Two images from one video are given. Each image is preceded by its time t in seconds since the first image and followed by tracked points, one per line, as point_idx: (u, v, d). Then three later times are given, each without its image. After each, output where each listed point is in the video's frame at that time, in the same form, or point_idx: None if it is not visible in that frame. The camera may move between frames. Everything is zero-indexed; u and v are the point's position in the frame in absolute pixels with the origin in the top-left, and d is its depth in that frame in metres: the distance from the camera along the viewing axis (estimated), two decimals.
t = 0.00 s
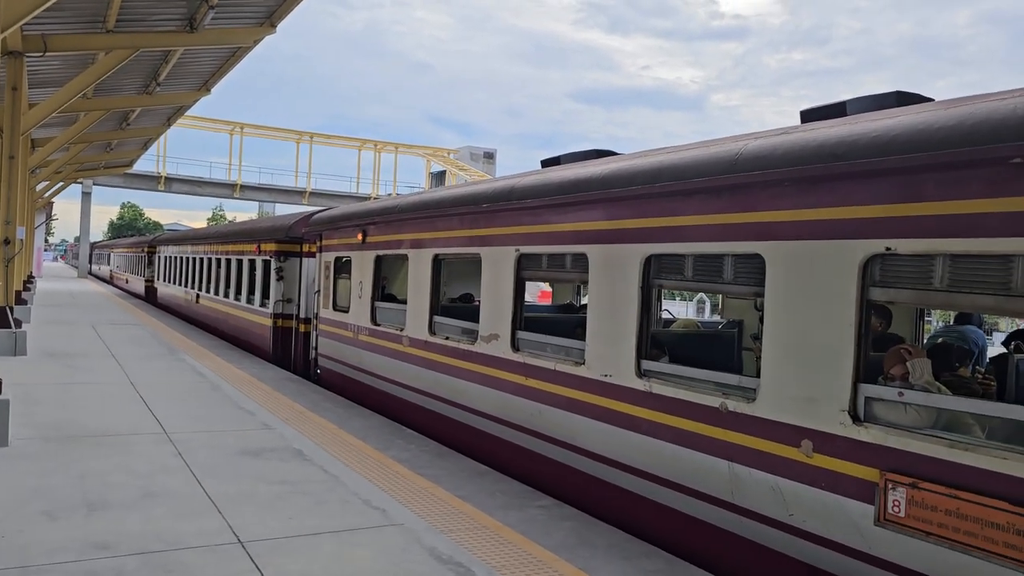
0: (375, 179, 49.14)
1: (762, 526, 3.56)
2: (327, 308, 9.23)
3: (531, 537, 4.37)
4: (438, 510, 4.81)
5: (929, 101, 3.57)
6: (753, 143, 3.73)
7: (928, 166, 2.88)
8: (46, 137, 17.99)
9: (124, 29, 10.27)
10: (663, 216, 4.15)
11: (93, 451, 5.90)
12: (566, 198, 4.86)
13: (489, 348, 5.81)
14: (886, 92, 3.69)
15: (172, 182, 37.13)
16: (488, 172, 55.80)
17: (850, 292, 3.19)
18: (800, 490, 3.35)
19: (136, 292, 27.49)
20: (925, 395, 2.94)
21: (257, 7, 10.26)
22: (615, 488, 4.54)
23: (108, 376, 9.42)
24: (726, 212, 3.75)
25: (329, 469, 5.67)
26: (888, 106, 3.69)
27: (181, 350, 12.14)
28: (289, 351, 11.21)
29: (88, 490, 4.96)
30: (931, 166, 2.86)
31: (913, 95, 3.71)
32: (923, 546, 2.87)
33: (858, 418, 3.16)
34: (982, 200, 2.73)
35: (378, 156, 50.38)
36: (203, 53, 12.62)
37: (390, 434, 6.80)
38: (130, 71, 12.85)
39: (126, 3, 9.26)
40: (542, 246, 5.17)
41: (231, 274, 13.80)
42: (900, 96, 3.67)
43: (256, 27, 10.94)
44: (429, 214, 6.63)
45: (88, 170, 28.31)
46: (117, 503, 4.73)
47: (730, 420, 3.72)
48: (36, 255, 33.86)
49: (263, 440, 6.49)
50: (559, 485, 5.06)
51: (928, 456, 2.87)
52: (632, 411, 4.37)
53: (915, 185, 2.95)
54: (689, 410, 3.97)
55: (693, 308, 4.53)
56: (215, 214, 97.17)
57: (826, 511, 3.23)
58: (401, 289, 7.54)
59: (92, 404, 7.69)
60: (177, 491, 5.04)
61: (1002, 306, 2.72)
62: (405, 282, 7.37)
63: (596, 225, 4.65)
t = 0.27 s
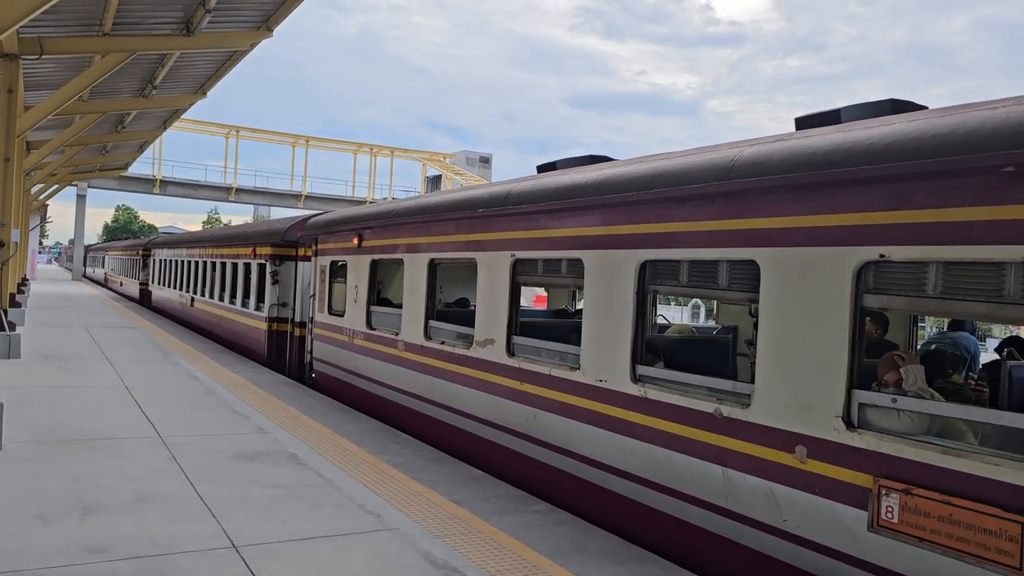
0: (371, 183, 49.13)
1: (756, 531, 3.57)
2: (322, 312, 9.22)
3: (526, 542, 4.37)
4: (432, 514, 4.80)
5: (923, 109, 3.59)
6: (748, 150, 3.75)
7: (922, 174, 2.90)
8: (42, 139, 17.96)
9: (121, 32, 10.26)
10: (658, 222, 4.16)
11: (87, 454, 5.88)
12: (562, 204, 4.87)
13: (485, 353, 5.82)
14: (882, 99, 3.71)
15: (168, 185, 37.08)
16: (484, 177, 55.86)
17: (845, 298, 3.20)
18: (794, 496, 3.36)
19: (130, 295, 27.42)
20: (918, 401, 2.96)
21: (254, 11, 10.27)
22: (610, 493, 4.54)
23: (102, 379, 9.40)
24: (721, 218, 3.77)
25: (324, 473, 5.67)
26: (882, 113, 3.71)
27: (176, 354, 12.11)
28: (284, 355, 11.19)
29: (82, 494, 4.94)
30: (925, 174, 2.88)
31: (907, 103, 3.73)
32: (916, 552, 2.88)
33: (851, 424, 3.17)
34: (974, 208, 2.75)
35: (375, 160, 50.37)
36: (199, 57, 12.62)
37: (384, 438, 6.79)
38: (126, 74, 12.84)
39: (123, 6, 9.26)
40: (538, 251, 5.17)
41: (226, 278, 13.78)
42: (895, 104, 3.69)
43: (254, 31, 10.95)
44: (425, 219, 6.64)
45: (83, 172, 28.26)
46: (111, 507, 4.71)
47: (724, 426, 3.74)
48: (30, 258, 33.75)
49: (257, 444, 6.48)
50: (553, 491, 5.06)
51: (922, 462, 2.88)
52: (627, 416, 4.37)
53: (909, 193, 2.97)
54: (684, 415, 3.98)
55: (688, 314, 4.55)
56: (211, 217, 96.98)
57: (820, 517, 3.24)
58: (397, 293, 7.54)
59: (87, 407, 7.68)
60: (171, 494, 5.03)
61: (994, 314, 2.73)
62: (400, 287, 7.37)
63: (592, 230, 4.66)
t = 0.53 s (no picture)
0: (367, 188, 49.12)
1: (750, 536, 3.57)
2: (317, 316, 9.20)
3: (520, 547, 4.36)
4: (427, 519, 4.79)
5: (917, 115, 3.61)
6: (743, 155, 3.76)
7: (916, 181, 2.91)
8: (36, 143, 17.91)
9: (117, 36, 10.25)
10: (653, 227, 4.17)
11: (79, 459, 5.85)
12: (557, 209, 4.88)
13: (480, 357, 5.81)
14: (875, 105, 3.73)
15: (163, 189, 37.01)
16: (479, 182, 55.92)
17: (839, 304, 3.21)
18: (788, 501, 3.36)
19: (124, 299, 27.34)
20: (913, 407, 2.96)
21: (250, 15, 10.27)
22: (604, 498, 4.54)
23: (95, 383, 9.36)
24: (716, 224, 3.78)
25: (318, 477, 5.65)
26: (876, 119, 3.73)
27: (170, 358, 12.07)
28: (279, 359, 11.17)
29: (74, 498, 4.91)
30: (918, 180, 2.89)
31: (901, 109, 3.75)
32: (911, 557, 2.88)
33: (846, 429, 3.18)
34: (968, 215, 2.76)
35: (370, 165, 50.37)
36: (195, 61, 12.62)
37: (379, 443, 6.77)
38: (122, 78, 12.82)
39: (119, 10, 9.26)
40: (533, 255, 5.18)
41: (221, 282, 13.75)
42: (889, 109, 3.71)
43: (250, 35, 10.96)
44: (420, 223, 6.64)
45: (77, 175, 28.17)
46: (104, 511, 4.69)
47: (719, 431, 3.74)
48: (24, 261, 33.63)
49: (251, 448, 6.46)
50: (548, 495, 5.06)
51: (916, 467, 2.89)
52: (622, 421, 4.37)
53: (903, 199, 2.98)
54: (679, 420, 3.98)
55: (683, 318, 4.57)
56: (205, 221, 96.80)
57: (814, 521, 3.24)
58: (391, 297, 7.54)
59: (80, 411, 7.64)
60: (164, 499, 5.00)
61: (988, 319, 2.74)
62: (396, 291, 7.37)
63: (587, 235, 4.67)
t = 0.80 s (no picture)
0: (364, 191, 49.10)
1: (746, 540, 3.57)
2: (313, 320, 9.19)
3: (516, 551, 4.35)
4: (422, 523, 4.78)
5: (913, 120, 3.62)
6: (739, 160, 3.76)
7: (911, 185, 2.91)
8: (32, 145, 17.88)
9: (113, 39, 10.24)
10: (649, 231, 4.17)
11: (74, 462, 5.83)
12: (554, 212, 4.88)
13: (476, 361, 5.80)
14: (871, 110, 3.74)
15: (159, 192, 36.97)
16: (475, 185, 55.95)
17: (835, 308, 3.21)
18: (784, 505, 3.36)
19: (120, 301, 27.28)
20: (908, 411, 2.96)
21: (247, 18, 10.27)
22: (600, 503, 4.53)
23: (90, 386, 9.33)
24: (712, 228, 3.78)
25: (314, 481, 5.63)
26: (871, 124, 3.74)
27: (165, 361, 12.04)
28: (274, 362, 11.14)
29: (68, 502, 4.89)
30: (914, 185, 2.90)
31: (897, 114, 3.76)
32: (906, 562, 2.88)
33: (841, 433, 3.18)
34: (963, 220, 2.77)
35: (367, 168, 50.38)
36: (191, 64, 12.61)
37: (374, 446, 6.76)
38: (118, 80, 12.81)
39: (115, 13, 9.25)
40: (529, 259, 5.18)
41: (217, 285, 13.73)
42: (884, 114, 3.71)
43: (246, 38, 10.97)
44: (416, 227, 6.63)
45: (73, 178, 28.13)
46: (98, 515, 4.67)
47: (715, 435, 3.73)
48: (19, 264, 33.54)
49: (246, 452, 6.44)
50: (544, 500, 5.04)
51: (911, 472, 2.89)
52: (618, 425, 4.37)
53: (898, 203, 2.98)
54: (675, 424, 3.97)
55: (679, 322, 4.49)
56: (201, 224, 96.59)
57: (809, 526, 3.24)
58: (387, 301, 7.53)
59: (74, 414, 7.61)
60: (158, 503, 4.98)
61: (983, 324, 2.74)
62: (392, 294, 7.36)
63: (583, 239, 4.67)
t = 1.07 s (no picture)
0: (362, 193, 49.11)
1: (744, 543, 3.56)
2: (311, 322, 9.18)
3: (514, 554, 4.34)
4: (420, 526, 4.77)
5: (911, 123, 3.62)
6: (737, 162, 3.76)
7: (909, 189, 2.92)
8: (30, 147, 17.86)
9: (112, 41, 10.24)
10: (648, 234, 4.16)
11: (71, 464, 5.81)
12: (552, 215, 4.88)
13: (474, 363, 5.80)
14: (869, 113, 3.74)
15: (157, 194, 36.95)
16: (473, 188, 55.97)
17: (833, 311, 3.21)
18: (781, 508, 3.36)
19: (117, 303, 27.26)
20: (906, 415, 2.96)
21: (246, 20, 10.27)
22: (598, 505, 4.53)
23: (87, 388, 9.31)
24: (710, 231, 3.78)
25: (311, 484, 5.62)
26: (870, 128, 3.74)
27: (163, 363, 12.02)
28: (272, 364, 11.13)
29: (65, 504, 4.88)
30: (912, 188, 2.90)
31: (895, 118, 3.77)
32: (904, 565, 2.88)
33: (839, 436, 3.18)
34: (961, 223, 2.77)
35: (365, 170, 50.37)
36: (190, 65, 12.60)
37: (372, 449, 6.75)
38: (116, 82, 12.80)
39: (113, 15, 9.25)
40: (528, 261, 5.18)
41: (215, 287, 13.71)
42: (883, 118, 3.72)
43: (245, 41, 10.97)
44: (414, 229, 6.63)
45: (71, 180, 28.11)
46: (94, 518, 4.65)
47: (712, 437, 3.73)
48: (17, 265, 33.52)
49: (244, 454, 6.42)
50: (542, 502, 5.04)
51: (909, 475, 2.89)
52: (616, 428, 4.36)
53: (896, 206, 2.98)
54: (672, 427, 3.97)
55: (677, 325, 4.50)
56: (200, 226, 96.72)
57: (808, 529, 3.24)
58: (386, 303, 7.53)
59: (72, 417, 7.60)
60: (156, 505, 4.97)
61: (981, 328, 2.74)
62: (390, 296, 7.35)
63: (581, 241, 4.67)
